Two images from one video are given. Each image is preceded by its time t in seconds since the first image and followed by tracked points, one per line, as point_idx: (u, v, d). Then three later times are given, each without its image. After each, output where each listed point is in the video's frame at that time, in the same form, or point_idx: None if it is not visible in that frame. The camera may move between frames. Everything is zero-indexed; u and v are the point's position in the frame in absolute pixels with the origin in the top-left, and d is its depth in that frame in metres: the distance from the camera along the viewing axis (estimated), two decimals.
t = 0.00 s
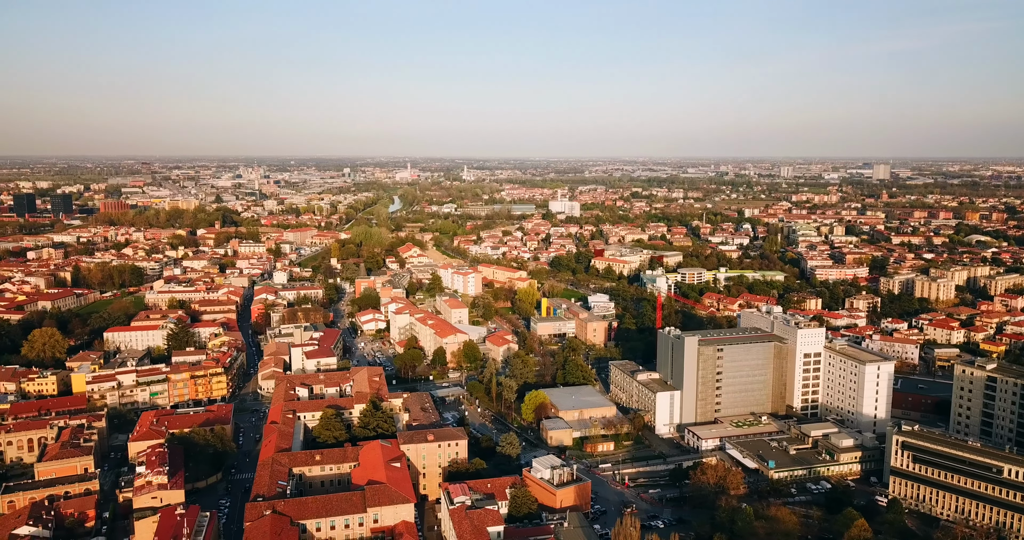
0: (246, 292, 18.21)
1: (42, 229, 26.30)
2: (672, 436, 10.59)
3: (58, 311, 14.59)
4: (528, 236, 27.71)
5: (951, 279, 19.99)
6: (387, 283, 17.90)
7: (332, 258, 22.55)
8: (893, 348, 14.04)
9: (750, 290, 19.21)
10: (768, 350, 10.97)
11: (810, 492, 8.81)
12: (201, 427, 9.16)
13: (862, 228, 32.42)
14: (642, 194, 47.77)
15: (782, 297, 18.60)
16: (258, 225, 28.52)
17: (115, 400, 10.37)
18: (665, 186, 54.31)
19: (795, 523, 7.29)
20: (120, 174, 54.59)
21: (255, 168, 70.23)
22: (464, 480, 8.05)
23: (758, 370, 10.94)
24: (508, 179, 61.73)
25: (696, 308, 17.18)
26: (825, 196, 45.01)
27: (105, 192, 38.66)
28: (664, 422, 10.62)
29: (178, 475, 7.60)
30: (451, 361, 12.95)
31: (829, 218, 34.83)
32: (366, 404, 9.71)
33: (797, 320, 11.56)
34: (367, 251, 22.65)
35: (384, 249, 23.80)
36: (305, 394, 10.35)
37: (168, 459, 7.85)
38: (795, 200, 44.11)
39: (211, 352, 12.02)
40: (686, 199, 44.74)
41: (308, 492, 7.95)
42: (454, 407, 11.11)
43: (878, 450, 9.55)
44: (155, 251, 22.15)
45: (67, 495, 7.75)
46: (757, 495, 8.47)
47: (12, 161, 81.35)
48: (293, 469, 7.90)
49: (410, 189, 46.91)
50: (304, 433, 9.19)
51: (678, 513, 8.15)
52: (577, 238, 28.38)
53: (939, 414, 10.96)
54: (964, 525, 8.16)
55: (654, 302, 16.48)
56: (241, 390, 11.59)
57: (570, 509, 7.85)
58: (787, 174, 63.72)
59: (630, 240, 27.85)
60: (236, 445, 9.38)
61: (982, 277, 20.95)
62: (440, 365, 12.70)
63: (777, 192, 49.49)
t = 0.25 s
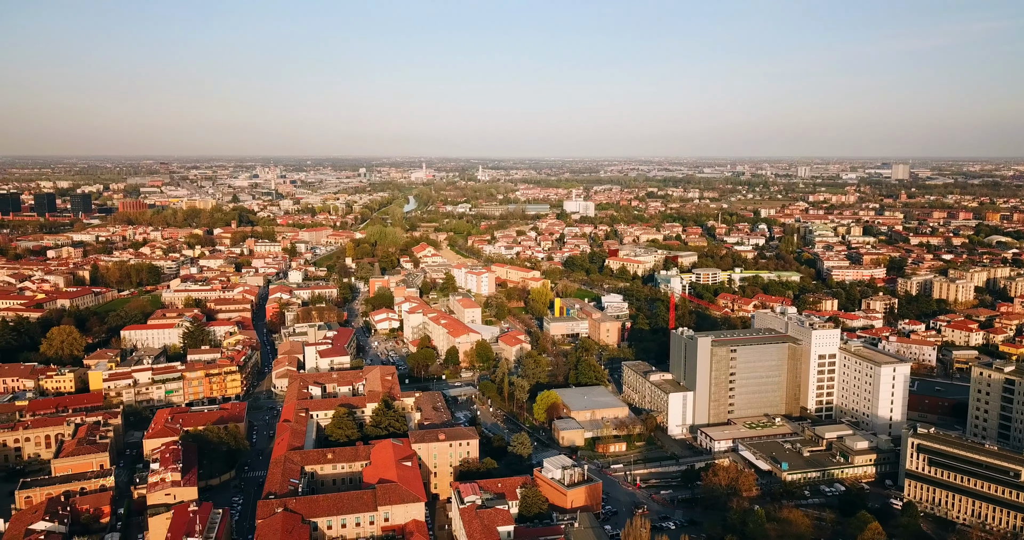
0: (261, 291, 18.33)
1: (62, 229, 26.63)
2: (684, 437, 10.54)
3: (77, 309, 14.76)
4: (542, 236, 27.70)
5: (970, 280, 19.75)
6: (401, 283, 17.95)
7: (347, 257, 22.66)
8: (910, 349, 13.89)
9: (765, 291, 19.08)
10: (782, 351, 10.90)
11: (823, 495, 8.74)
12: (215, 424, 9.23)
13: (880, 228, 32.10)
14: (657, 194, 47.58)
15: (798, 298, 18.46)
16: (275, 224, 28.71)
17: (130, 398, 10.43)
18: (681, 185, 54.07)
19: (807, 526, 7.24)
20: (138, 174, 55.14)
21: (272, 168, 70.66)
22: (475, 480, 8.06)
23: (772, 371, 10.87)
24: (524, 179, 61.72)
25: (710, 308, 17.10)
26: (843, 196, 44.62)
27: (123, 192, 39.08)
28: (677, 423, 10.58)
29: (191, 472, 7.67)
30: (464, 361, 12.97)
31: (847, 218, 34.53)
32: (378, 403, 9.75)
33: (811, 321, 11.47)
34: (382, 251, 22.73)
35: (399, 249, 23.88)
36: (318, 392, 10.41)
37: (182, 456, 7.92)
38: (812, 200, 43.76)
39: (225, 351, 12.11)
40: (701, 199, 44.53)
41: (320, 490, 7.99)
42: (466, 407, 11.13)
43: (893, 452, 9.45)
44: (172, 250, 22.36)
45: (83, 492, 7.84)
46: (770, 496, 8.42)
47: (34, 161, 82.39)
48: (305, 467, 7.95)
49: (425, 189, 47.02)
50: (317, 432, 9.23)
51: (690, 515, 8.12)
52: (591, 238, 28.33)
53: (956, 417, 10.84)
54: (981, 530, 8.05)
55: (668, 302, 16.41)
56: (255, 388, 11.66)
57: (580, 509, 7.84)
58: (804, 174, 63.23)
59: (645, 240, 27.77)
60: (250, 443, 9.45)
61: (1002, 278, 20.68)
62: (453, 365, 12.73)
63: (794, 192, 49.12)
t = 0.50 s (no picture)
0: (277, 290, 18.46)
1: (82, 228, 26.96)
2: (698, 438, 10.48)
3: (96, 308, 14.94)
4: (557, 236, 27.68)
5: (991, 282, 19.48)
6: (416, 282, 18.00)
7: (363, 257, 22.76)
8: (928, 351, 13.73)
9: (782, 292, 18.94)
10: (797, 352, 10.81)
11: (839, 498, 8.66)
12: (230, 422, 9.31)
13: (900, 229, 31.75)
14: (674, 194, 47.37)
15: (815, 299, 18.30)
16: (292, 224, 28.90)
17: (147, 395, 10.55)
18: (698, 186, 53.78)
19: (821, 529, 7.18)
20: (158, 173, 55.70)
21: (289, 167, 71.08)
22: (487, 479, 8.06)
23: (787, 373, 10.78)
24: (540, 179, 61.68)
25: (726, 309, 16.99)
26: (862, 196, 44.18)
27: (144, 191, 39.50)
28: (690, 424, 10.53)
29: (205, 469, 7.73)
30: (478, 360, 12.98)
31: (866, 218, 34.18)
32: (391, 402, 9.78)
33: (828, 322, 11.36)
34: (398, 251, 22.81)
35: (415, 248, 23.95)
36: (332, 391, 10.46)
37: (197, 454, 7.99)
38: (831, 201, 43.36)
39: (241, 349, 12.20)
40: (718, 200, 44.27)
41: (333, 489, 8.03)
42: (480, 406, 11.14)
43: (910, 455, 9.34)
44: (191, 249, 22.56)
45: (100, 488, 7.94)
46: (784, 499, 8.36)
47: (56, 161, 83.17)
48: (318, 466, 7.99)
49: (441, 189, 47.11)
50: (330, 430, 9.28)
51: (703, 517, 8.07)
52: (607, 238, 28.26)
53: (975, 421, 10.70)
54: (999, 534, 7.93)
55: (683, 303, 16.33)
56: (270, 387, 11.75)
57: (592, 510, 7.82)
58: (823, 174, 62.67)
59: (661, 240, 27.66)
60: (264, 441, 9.52)
61: None
62: (466, 364, 12.74)
63: (813, 192, 48.71)
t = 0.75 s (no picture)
0: (294, 289, 18.58)
1: (103, 227, 27.28)
2: (712, 439, 10.43)
3: (115, 306, 15.11)
4: (573, 236, 27.63)
5: (1013, 283, 19.20)
6: (431, 282, 18.04)
7: (378, 256, 22.85)
8: (948, 354, 13.56)
9: (798, 293, 18.78)
10: (813, 354, 10.71)
11: (854, 501, 8.58)
12: (244, 420, 9.38)
13: (920, 229, 31.36)
14: (691, 194, 47.13)
15: (833, 300, 18.13)
16: (309, 224, 29.07)
17: (164, 393, 10.66)
18: (715, 185, 53.46)
19: (835, 532, 7.12)
20: (178, 173, 56.26)
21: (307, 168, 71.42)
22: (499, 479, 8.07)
23: (803, 374, 10.69)
24: (556, 179, 61.60)
25: (742, 309, 16.88)
26: (881, 196, 43.73)
27: (163, 191, 39.89)
28: (704, 425, 10.47)
29: (220, 466, 7.80)
30: (491, 360, 12.99)
31: (886, 219, 33.81)
32: (404, 401, 9.82)
33: (844, 323, 11.25)
34: (413, 250, 22.87)
35: (430, 248, 24.01)
36: (346, 390, 10.51)
37: (212, 451, 8.07)
38: (850, 201, 42.93)
39: (256, 348, 12.30)
40: (736, 200, 43.99)
41: (346, 487, 8.08)
42: (493, 406, 11.15)
43: (927, 458, 9.23)
44: (208, 248, 22.77)
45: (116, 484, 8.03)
46: (798, 502, 8.29)
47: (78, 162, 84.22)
48: (331, 464, 8.03)
49: (457, 189, 47.17)
50: (343, 429, 9.32)
51: (716, 518, 8.03)
52: (622, 238, 28.17)
53: (994, 424, 10.56)
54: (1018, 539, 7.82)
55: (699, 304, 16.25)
56: (285, 385, 11.82)
57: (604, 511, 7.80)
58: (843, 174, 62.08)
59: (677, 240, 27.55)
60: (278, 439, 9.58)
61: None
62: (480, 364, 12.76)
63: (832, 192, 48.25)
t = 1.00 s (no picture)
0: (309, 289, 18.70)
1: (122, 226, 27.58)
2: (725, 441, 10.36)
3: (133, 304, 15.27)
4: (588, 236, 27.57)
5: None
6: (445, 281, 18.09)
7: (393, 256, 22.93)
8: (966, 356, 13.41)
9: (815, 294, 18.63)
10: (828, 355, 10.63)
11: (869, 504, 8.50)
12: (258, 418, 9.45)
13: (940, 230, 30.99)
14: (707, 194, 46.90)
15: (850, 301, 17.97)
16: (325, 223, 29.23)
17: (179, 391, 10.74)
18: (732, 186, 53.14)
19: (848, 535, 7.06)
20: (197, 173, 56.76)
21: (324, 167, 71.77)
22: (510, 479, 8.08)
23: (817, 376, 10.61)
24: (572, 179, 61.51)
25: (757, 310, 16.78)
26: (901, 196, 43.29)
27: (182, 190, 40.25)
28: (718, 427, 10.42)
29: (233, 464, 7.86)
30: (504, 360, 13.00)
31: (906, 219, 33.45)
32: (416, 400, 9.84)
33: (860, 325, 11.15)
34: (428, 250, 22.93)
35: (445, 247, 24.06)
36: (359, 389, 10.56)
37: (225, 449, 8.13)
38: (869, 201, 42.49)
39: (271, 346, 12.38)
40: (753, 200, 43.71)
41: (358, 485, 8.11)
42: (505, 406, 11.16)
43: (944, 462, 9.13)
44: (225, 247, 22.96)
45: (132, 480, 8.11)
46: (812, 504, 8.23)
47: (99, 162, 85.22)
48: (343, 462, 8.08)
49: (472, 188, 47.22)
50: (356, 427, 9.37)
51: (728, 520, 7.98)
52: (638, 238, 28.08)
53: (1013, 427, 10.43)
54: None
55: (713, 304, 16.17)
56: (299, 383, 11.89)
57: (615, 511, 7.77)
58: (862, 174, 61.47)
59: (693, 240, 27.42)
60: (292, 437, 9.64)
61: None
62: (493, 364, 12.77)
63: (850, 192, 47.81)
